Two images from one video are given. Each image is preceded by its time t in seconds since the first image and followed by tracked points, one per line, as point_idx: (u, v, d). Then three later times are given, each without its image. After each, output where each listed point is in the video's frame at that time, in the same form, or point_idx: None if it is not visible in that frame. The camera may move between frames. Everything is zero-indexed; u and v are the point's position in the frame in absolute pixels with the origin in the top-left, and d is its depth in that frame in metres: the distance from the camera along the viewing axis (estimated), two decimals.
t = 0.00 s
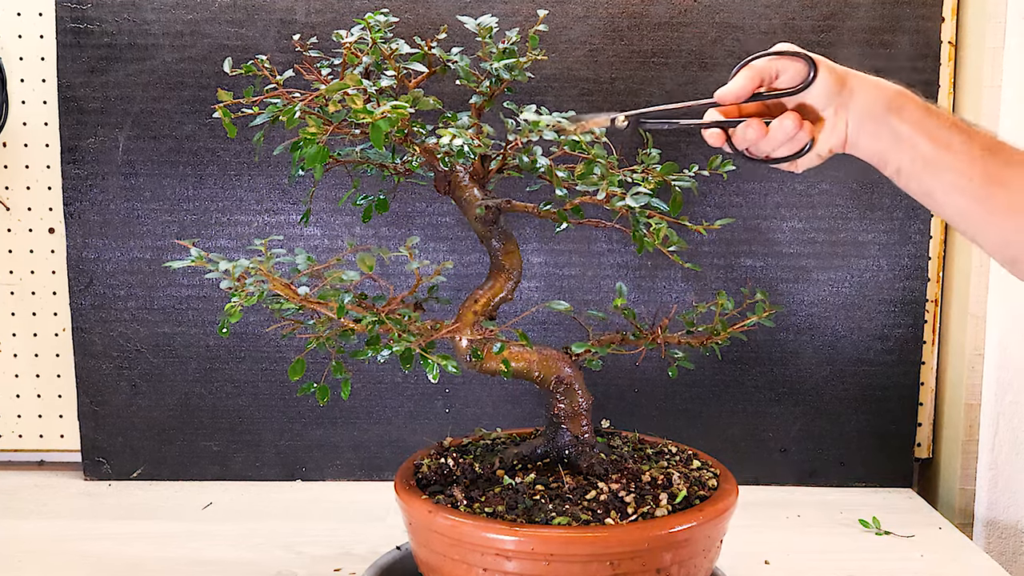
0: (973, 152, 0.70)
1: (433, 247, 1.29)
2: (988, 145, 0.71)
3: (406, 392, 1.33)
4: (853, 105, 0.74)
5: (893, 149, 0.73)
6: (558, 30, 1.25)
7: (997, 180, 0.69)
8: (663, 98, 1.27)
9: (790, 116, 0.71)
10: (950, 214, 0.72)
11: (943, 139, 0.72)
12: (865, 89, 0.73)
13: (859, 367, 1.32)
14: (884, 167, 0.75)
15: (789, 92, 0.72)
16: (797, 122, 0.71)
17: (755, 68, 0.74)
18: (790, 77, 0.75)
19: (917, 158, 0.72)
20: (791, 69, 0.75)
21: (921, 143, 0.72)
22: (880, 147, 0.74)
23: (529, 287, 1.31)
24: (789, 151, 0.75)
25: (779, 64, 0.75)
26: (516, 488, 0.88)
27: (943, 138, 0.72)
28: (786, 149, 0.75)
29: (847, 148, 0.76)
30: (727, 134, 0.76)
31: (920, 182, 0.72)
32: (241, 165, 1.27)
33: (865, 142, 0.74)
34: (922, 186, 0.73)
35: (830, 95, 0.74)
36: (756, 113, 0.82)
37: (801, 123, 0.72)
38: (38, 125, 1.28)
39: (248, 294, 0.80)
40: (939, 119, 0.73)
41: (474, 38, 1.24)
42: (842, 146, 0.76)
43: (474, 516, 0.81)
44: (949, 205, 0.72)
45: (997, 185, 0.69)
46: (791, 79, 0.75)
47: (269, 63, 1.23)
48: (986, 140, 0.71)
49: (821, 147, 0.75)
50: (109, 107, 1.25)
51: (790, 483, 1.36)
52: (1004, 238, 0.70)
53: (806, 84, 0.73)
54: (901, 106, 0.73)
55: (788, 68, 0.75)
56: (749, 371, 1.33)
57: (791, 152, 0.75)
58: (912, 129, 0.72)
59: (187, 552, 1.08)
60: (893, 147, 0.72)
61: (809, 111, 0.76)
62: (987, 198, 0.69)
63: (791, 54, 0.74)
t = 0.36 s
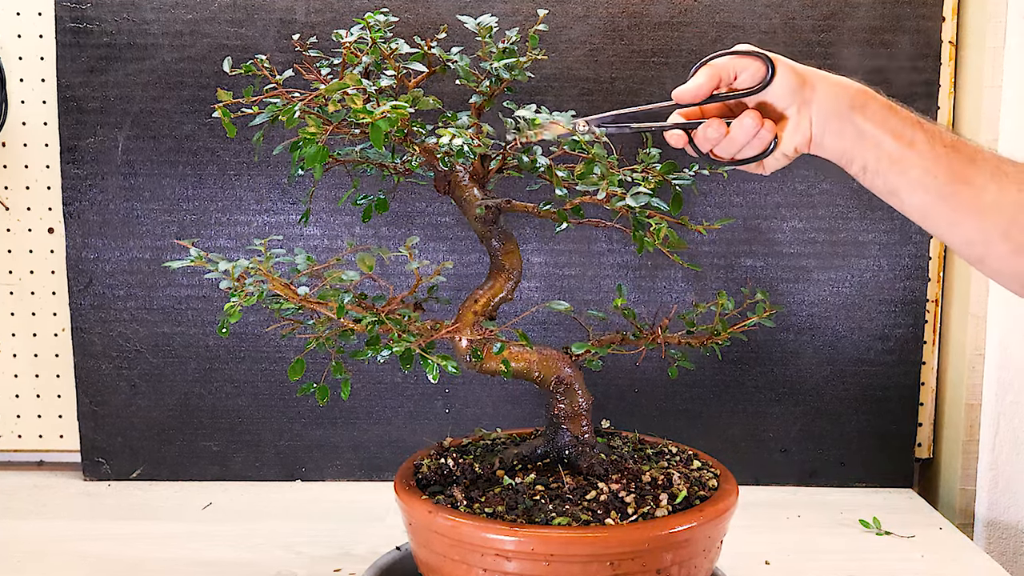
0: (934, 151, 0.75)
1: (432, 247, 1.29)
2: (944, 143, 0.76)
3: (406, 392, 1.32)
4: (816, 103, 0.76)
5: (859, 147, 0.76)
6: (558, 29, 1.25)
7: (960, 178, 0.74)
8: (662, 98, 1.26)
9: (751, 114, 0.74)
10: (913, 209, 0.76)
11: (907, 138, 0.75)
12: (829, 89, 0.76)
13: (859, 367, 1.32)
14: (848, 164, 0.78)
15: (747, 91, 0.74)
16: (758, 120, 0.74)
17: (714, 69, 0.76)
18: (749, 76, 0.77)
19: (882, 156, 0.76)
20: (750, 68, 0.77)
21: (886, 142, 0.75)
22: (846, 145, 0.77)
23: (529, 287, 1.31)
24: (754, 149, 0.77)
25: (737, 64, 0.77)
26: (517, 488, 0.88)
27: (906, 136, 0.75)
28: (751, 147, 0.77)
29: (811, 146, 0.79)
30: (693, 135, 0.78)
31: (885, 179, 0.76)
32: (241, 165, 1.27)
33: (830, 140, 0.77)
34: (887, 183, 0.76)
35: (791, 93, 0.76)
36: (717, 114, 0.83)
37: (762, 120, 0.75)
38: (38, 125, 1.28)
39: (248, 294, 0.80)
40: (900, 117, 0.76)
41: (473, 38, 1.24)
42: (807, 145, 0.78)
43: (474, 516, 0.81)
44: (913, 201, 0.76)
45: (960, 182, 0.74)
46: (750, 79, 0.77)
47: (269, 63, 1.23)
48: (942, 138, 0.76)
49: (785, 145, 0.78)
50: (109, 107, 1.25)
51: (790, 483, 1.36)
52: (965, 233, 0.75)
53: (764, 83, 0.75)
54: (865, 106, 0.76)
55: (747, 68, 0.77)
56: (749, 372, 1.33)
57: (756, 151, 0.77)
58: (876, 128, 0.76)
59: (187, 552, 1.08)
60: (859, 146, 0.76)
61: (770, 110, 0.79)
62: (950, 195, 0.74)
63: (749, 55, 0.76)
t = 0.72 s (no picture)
0: (934, 149, 0.75)
1: (432, 247, 1.29)
2: (945, 142, 0.76)
3: (406, 392, 1.32)
4: (817, 101, 0.78)
5: (859, 145, 0.76)
6: (558, 29, 1.25)
7: (960, 175, 0.73)
8: (662, 98, 1.26)
9: (750, 115, 0.76)
10: (914, 207, 0.75)
11: (908, 136, 0.75)
12: (829, 88, 0.77)
13: (859, 367, 1.32)
14: (849, 163, 0.78)
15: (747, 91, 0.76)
16: (757, 121, 0.76)
17: (714, 68, 0.80)
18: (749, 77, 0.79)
19: (882, 154, 0.75)
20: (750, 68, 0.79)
21: (886, 140, 0.75)
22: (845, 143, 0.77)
23: (529, 287, 1.31)
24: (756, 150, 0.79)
25: (737, 64, 0.80)
26: (517, 488, 0.88)
27: (907, 134, 0.75)
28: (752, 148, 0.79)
29: (813, 145, 0.80)
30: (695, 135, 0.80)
31: (885, 177, 0.76)
32: (241, 165, 1.27)
33: (831, 138, 0.78)
34: (888, 181, 0.76)
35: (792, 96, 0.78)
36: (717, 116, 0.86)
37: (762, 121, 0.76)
38: (38, 126, 1.28)
39: (248, 294, 0.80)
40: (901, 115, 0.76)
41: (473, 38, 1.24)
42: (809, 144, 0.80)
43: (474, 516, 0.81)
44: (914, 199, 0.75)
45: (960, 179, 0.73)
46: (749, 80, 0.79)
47: (269, 63, 1.23)
48: (943, 137, 0.76)
49: (787, 144, 0.80)
50: (109, 107, 1.25)
51: (790, 483, 1.36)
52: (967, 232, 0.74)
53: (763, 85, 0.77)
54: (866, 105, 0.77)
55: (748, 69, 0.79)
56: (749, 372, 1.33)
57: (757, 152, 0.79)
58: (876, 126, 0.76)
59: (188, 552, 1.08)
60: (859, 144, 0.76)
61: (771, 110, 0.81)
62: (950, 193, 0.73)
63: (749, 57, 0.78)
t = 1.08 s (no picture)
0: (929, 149, 0.72)
1: (432, 246, 1.29)
2: (943, 142, 0.73)
3: (406, 392, 1.32)
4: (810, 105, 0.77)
5: (853, 147, 0.74)
6: (558, 29, 1.25)
7: (955, 175, 0.70)
8: (663, 98, 1.26)
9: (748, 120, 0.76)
10: (910, 210, 0.73)
11: (902, 137, 0.73)
12: (823, 90, 0.76)
13: (859, 367, 1.32)
14: (844, 164, 0.76)
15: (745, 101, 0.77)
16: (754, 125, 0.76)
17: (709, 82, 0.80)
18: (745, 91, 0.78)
19: (876, 156, 0.73)
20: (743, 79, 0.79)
21: (879, 141, 0.73)
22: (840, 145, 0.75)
23: (529, 287, 1.31)
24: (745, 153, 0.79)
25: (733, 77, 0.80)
26: (517, 488, 0.88)
27: (901, 135, 0.73)
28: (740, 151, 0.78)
29: (806, 147, 0.79)
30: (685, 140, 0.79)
31: (880, 179, 0.73)
32: (241, 165, 1.27)
33: (825, 141, 0.76)
34: (882, 183, 0.74)
35: (785, 102, 0.77)
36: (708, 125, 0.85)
37: (758, 127, 0.76)
38: (38, 126, 1.28)
39: (248, 294, 0.80)
40: (897, 116, 0.74)
41: (474, 38, 1.24)
42: (800, 145, 0.79)
43: (474, 516, 0.81)
44: (909, 201, 0.72)
45: (956, 180, 0.70)
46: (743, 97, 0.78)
47: (269, 63, 1.23)
48: (940, 137, 0.73)
49: (780, 146, 0.79)
50: (109, 107, 1.25)
51: (790, 483, 1.36)
52: (963, 233, 0.71)
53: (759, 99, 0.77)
54: (861, 107, 0.75)
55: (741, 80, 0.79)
56: (749, 372, 1.33)
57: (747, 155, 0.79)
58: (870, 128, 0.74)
59: (188, 552, 1.08)
60: (853, 146, 0.74)
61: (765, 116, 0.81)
62: (946, 193, 0.70)
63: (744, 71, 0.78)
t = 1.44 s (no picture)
0: (972, 149, 0.72)
1: (433, 247, 1.29)
2: (982, 139, 0.73)
3: (406, 392, 1.32)
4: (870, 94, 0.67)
5: (899, 147, 0.71)
6: (558, 29, 1.25)
7: (998, 179, 0.72)
8: (663, 98, 1.27)
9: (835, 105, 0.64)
10: (946, 210, 0.75)
11: (949, 138, 0.72)
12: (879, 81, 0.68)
13: (859, 367, 1.32)
14: (882, 162, 0.73)
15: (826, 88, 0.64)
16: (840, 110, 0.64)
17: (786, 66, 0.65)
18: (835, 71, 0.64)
19: (920, 156, 0.72)
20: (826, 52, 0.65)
21: (925, 142, 0.71)
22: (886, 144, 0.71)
23: (529, 287, 1.31)
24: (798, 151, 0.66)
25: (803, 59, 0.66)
26: (516, 488, 0.88)
27: (945, 134, 0.71)
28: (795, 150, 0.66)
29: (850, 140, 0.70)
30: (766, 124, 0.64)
31: (921, 179, 0.73)
32: (241, 165, 1.27)
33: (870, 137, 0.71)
34: (922, 182, 0.74)
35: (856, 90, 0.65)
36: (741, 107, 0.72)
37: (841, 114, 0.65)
38: (38, 126, 1.28)
39: (248, 294, 0.80)
40: (941, 112, 0.71)
41: (474, 38, 1.24)
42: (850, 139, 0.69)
43: (474, 516, 0.81)
44: (947, 202, 0.74)
45: (998, 185, 0.72)
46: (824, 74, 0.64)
47: (269, 63, 1.23)
48: (976, 131, 0.73)
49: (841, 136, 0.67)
50: (109, 107, 1.25)
51: (790, 482, 1.36)
52: (995, 234, 0.76)
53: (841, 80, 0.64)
54: (910, 103, 0.70)
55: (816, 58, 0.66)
56: (749, 371, 1.33)
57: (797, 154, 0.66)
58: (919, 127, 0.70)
59: (188, 552, 1.08)
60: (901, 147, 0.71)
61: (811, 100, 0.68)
62: (988, 199, 0.73)
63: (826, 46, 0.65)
